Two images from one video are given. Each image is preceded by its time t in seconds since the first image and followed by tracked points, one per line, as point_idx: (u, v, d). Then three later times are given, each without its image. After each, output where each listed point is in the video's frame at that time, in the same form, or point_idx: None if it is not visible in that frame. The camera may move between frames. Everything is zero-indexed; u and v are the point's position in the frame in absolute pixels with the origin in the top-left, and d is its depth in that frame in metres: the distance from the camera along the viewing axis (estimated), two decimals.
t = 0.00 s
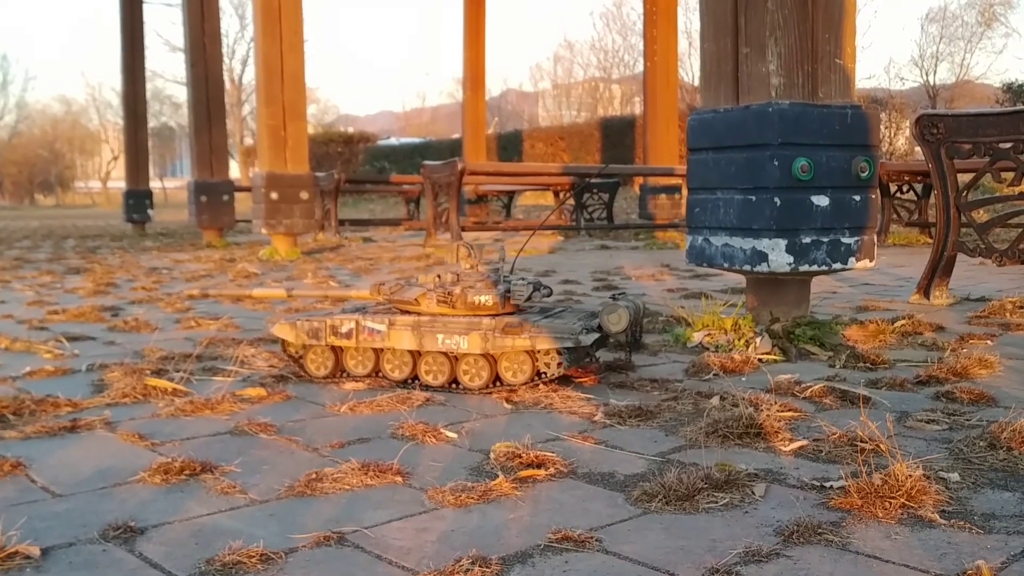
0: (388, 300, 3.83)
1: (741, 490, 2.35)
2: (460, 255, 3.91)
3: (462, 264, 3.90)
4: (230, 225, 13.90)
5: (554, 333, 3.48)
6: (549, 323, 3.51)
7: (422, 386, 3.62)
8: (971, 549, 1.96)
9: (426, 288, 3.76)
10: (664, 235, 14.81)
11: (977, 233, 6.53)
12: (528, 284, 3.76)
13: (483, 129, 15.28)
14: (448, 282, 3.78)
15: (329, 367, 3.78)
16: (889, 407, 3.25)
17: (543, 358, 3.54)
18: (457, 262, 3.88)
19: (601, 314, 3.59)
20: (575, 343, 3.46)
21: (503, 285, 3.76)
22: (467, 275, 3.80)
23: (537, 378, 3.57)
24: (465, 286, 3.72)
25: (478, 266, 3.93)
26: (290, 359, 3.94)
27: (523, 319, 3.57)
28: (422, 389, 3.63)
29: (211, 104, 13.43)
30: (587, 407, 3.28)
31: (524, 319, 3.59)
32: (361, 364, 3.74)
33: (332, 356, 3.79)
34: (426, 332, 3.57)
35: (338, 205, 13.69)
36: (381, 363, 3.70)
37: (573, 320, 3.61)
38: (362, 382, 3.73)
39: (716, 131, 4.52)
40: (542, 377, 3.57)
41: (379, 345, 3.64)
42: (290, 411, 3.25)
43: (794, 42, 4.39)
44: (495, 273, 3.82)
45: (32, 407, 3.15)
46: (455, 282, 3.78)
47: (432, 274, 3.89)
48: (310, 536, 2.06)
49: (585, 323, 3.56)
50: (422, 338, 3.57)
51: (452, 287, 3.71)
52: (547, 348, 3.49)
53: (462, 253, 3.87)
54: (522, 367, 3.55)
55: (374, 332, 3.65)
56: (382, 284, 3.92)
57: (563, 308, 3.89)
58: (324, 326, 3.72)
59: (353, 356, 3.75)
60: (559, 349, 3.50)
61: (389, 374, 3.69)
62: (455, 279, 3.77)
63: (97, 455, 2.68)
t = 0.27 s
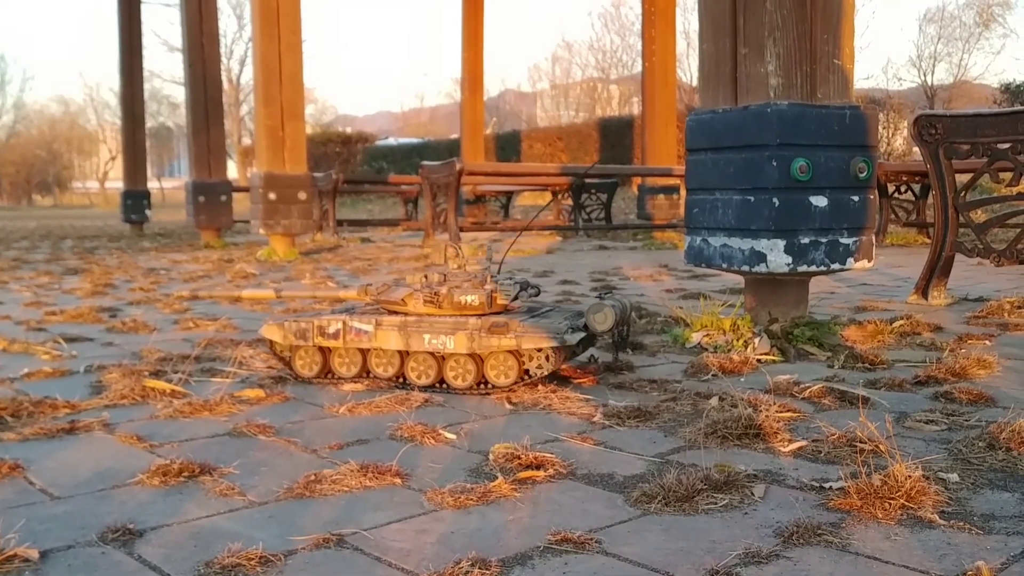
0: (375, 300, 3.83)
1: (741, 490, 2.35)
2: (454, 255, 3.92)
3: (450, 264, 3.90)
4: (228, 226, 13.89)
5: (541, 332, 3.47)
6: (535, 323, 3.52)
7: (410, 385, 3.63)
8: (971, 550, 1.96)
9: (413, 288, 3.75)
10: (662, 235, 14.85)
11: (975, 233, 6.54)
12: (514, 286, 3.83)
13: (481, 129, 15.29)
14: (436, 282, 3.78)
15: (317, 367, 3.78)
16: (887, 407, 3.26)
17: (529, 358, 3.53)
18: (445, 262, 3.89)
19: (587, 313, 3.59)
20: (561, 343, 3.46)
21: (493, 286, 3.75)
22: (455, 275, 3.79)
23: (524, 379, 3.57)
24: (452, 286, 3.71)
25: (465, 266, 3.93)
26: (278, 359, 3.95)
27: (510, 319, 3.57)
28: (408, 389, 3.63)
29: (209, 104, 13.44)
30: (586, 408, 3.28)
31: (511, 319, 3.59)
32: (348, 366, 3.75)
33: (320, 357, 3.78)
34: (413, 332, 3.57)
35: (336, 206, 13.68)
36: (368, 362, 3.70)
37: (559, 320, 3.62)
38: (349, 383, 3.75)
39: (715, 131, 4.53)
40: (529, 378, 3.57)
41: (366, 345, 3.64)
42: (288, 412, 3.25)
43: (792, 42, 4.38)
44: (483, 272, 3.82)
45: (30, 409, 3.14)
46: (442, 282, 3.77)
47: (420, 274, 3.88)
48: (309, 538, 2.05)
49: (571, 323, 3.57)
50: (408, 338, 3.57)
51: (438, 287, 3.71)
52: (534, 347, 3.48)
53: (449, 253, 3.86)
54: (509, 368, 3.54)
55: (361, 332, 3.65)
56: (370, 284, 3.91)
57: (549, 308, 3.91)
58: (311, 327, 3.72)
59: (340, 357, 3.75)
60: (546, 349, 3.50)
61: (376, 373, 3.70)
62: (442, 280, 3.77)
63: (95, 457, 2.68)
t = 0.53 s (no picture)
0: (365, 304, 3.84)
1: (744, 495, 2.35)
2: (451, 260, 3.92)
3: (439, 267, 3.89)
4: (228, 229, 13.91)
5: (528, 338, 3.47)
6: (522, 328, 3.51)
7: (398, 387, 3.68)
8: (975, 555, 1.97)
9: (402, 292, 3.76)
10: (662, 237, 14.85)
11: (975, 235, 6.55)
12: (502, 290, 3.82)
13: (480, 131, 15.30)
14: (426, 286, 3.78)
15: (307, 369, 3.82)
16: (889, 411, 3.26)
17: (515, 364, 3.53)
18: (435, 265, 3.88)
19: (575, 317, 3.59)
20: (547, 348, 3.45)
21: (483, 289, 3.76)
22: (445, 279, 3.79)
23: (513, 384, 3.57)
24: (441, 290, 3.72)
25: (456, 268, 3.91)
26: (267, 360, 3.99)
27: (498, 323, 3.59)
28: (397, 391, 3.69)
29: (209, 108, 13.46)
30: (587, 413, 3.28)
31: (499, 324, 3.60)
32: (336, 370, 3.79)
33: (310, 360, 3.82)
34: (402, 337, 3.60)
35: (335, 209, 13.69)
36: (357, 366, 3.75)
37: (547, 325, 3.61)
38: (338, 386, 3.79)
39: (715, 135, 4.53)
40: (517, 383, 3.57)
41: (355, 349, 3.68)
42: (290, 417, 3.25)
43: (793, 45, 4.39)
44: (472, 276, 3.81)
45: (32, 414, 3.15)
46: (431, 286, 3.77)
47: (411, 278, 3.88)
48: (313, 545, 2.05)
49: (558, 328, 3.56)
50: (397, 342, 3.61)
51: (427, 291, 3.72)
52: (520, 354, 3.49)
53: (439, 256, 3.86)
54: (495, 376, 3.55)
55: (350, 336, 3.68)
56: (361, 288, 3.92)
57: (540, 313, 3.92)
58: (301, 330, 3.75)
59: (329, 360, 3.79)
60: (533, 354, 3.49)
61: (365, 376, 3.76)
62: (432, 284, 3.77)
63: (98, 463, 2.67)
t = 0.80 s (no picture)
0: (355, 307, 3.86)
1: (742, 498, 2.35)
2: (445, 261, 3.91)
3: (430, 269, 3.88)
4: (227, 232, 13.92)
5: (517, 341, 3.46)
6: (512, 331, 3.50)
7: (388, 388, 3.71)
8: (972, 557, 1.97)
9: (393, 295, 3.76)
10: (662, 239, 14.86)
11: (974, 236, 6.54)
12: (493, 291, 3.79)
13: (479, 133, 15.30)
14: (419, 288, 3.77)
15: (298, 371, 3.84)
16: (887, 413, 3.26)
17: (504, 366, 3.54)
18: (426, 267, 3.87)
19: (565, 321, 3.58)
20: (536, 351, 3.44)
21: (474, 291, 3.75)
22: (437, 281, 3.78)
23: (501, 388, 3.56)
24: (433, 293, 3.72)
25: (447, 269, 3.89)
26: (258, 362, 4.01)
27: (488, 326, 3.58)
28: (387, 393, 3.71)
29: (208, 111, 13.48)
30: (586, 415, 3.29)
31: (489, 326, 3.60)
32: (326, 372, 3.81)
33: (301, 361, 3.85)
34: (392, 339, 3.62)
35: (334, 211, 13.70)
36: (347, 369, 3.77)
37: (537, 328, 3.60)
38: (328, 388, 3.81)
39: (713, 137, 4.54)
40: (507, 386, 3.56)
41: (345, 351, 3.70)
42: (288, 420, 3.24)
43: (790, 48, 4.39)
44: (462, 278, 3.81)
45: (30, 418, 3.14)
46: (422, 288, 3.77)
47: (402, 280, 3.88)
48: (311, 548, 2.05)
49: (548, 331, 3.55)
50: (387, 344, 3.62)
51: (419, 293, 3.72)
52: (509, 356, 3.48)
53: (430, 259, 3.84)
54: (484, 380, 3.53)
55: (340, 338, 3.70)
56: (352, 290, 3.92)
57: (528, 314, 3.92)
58: (292, 332, 3.78)
59: (320, 362, 3.81)
60: (522, 357, 3.48)
61: (354, 378, 3.77)
62: (423, 286, 3.77)
63: (96, 467, 2.67)
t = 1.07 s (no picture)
0: (348, 309, 3.85)
1: (741, 500, 2.35)
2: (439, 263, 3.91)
3: (420, 270, 3.88)
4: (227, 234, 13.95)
5: (507, 343, 3.46)
6: (502, 332, 3.50)
7: (379, 390, 3.70)
8: (972, 559, 1.96)
9: (388, 297, 3.77)
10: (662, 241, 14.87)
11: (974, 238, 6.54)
12: (486, 291, 3.83)
13: (479, 135, 15.31)
14: (413, 290, 3.76)
15: (289, 374, 3.84)
16: (887, 415, 3.26)
17: (494, 368, 3.52)
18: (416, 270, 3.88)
19: (553, 322, 3.54)
20: (526, 353, 3.43)
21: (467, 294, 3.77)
22: (430, 283, 3.79)
23: (491, 390, 3.55)
24: (426, 295, 3.72)
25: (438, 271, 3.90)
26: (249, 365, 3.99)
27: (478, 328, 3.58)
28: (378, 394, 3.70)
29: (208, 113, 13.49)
30: (586, 417, 3.29)
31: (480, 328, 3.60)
32: (318, 374, 3.80)
33: (292, 364, 3.83)
34: (382, 341, 3.61)
35: (334, 213, 13.69)
36: (338, 371, 3.76)
37: (527, 329, 3.60)
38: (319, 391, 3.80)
39: (712, 139, 4.55)
40: (496, 388, 3.55)
41: (336, 354, 3.68)
42: (288, 422, 3.24)
43: (790, 50, 4.39)
44: (454, 279, 3.81)
45: (30, 421, 3.14)
46: (415, 290, 3.76)
47: (395, 283, 3.89)
48: (310, 551, 2.05)
49: (538, 333, 3.55)
50: (378, 347, 3.61)
51: (413, 295, 3.72)
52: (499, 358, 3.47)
53: (421, 261, 3.86)
54: (475, 382, 3.53)
55: (331, 341, 3.69)
56: (346, 292, 3.93)
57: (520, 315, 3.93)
58: (283, 335, 3.77)
59: (311, 365, 3.81)
60: (511, 358, 3.48)
61: (345, 381, 3.76)
62: (416, 287, 3.76)
63: (95, 470, 2.67)
